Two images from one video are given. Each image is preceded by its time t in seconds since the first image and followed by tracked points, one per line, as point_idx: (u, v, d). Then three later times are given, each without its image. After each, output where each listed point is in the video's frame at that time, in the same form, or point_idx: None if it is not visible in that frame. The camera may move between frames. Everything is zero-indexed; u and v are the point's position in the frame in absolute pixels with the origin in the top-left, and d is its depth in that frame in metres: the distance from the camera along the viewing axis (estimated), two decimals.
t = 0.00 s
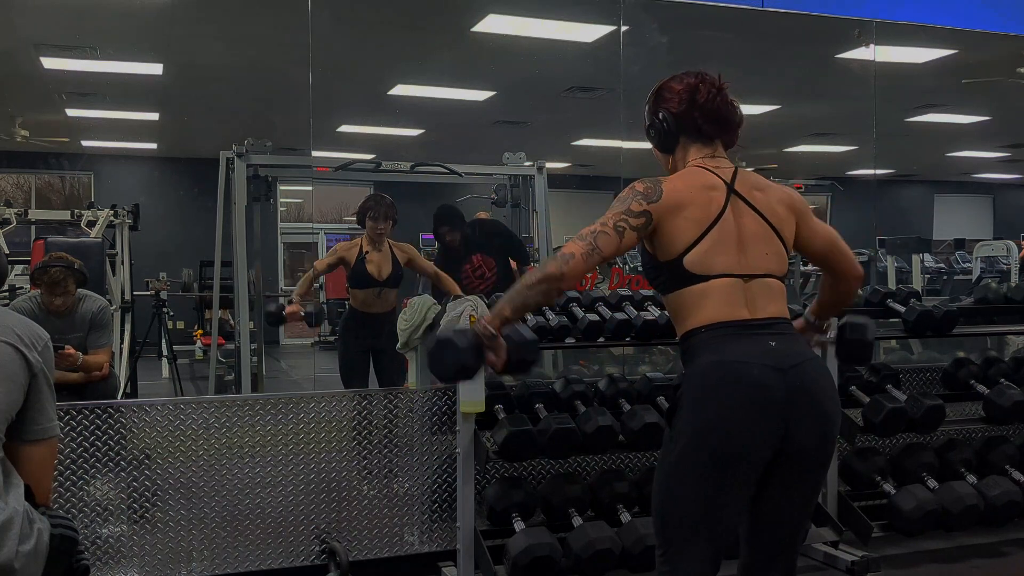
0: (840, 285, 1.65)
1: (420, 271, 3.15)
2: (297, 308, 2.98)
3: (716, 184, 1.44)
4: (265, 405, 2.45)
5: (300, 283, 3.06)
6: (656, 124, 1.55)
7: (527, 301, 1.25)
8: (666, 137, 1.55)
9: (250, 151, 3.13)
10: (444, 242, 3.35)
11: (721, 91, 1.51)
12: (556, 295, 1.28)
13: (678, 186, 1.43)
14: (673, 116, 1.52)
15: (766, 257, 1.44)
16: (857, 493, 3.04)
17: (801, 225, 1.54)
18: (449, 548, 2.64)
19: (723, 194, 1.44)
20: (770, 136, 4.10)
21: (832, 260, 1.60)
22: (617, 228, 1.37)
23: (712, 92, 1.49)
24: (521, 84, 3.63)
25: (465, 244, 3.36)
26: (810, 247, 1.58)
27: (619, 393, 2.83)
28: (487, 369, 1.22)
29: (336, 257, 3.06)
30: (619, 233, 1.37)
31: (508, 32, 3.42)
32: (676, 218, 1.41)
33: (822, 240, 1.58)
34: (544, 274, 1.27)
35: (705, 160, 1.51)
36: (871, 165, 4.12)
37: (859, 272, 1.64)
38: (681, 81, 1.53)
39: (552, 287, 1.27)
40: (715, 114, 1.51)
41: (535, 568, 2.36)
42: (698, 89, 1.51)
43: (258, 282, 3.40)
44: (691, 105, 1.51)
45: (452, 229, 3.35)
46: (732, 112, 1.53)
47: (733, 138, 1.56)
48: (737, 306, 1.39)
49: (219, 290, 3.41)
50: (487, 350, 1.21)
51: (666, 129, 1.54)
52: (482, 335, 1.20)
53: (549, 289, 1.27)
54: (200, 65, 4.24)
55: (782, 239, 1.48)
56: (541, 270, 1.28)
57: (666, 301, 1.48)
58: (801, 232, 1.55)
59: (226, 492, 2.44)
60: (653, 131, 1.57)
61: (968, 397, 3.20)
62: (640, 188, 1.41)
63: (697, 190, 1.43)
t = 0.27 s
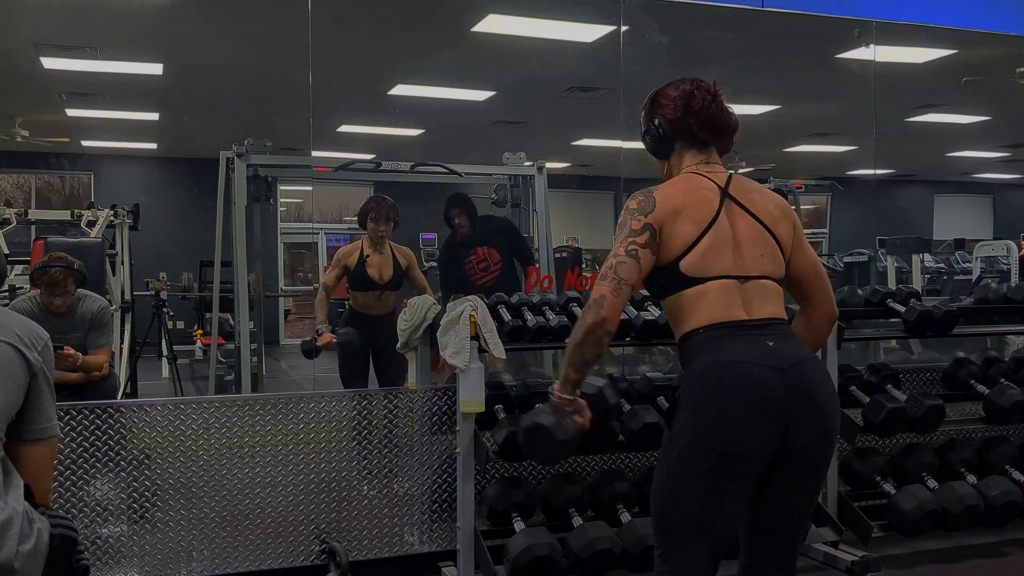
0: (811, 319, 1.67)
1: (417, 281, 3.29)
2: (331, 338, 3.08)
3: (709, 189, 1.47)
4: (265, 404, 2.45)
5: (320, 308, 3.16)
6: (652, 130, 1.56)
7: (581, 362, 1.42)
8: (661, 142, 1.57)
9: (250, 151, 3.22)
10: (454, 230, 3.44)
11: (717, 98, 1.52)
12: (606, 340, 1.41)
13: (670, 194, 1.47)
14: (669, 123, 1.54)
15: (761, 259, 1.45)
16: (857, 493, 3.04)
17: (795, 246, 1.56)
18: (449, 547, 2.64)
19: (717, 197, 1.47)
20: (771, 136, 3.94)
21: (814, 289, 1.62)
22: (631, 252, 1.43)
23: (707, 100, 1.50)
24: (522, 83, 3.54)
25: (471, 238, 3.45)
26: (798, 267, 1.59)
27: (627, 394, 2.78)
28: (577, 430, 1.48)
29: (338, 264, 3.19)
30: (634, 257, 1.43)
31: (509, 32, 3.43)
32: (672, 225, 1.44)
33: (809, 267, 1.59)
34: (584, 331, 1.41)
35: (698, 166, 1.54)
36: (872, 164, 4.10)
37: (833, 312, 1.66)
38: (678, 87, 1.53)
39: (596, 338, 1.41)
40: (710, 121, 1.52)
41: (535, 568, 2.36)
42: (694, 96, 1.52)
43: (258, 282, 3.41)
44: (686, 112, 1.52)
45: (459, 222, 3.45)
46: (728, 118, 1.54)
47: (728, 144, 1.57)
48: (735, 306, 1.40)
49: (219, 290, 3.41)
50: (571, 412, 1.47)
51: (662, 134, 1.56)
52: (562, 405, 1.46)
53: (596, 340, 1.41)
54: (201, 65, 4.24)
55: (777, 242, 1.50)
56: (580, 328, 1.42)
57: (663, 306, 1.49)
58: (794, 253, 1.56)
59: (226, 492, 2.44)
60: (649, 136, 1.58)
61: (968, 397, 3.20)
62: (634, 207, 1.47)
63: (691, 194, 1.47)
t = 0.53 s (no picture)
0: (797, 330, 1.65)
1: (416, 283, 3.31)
2: (353, 343, 3.06)
3: (706, 193, 1.48)
4: (265, 405, 2.45)
5: (331, 316, 3.15)
6: (647, 135, 1.57)
7: (618, 380, 1.45)
8: (657, 147, 1.57)
9: (250, 151, 3.25)
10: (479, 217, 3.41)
11: (711, 104, 1.53)
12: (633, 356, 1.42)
13: (668, 197, 1.47)
14: (664, 128, 1.54)
15: (760, 261, 1.46)
16: (857, 493, 3.04)
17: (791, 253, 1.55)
18: (449, 548, 2.64)
19: (715, 200, 1.47)
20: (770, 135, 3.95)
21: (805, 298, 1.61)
22: (637, 263, 1.42)
23: (702, 106, 1.51)
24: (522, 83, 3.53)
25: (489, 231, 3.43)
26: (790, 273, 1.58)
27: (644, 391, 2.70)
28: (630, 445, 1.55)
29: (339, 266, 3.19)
30: (641, 266, 1.42)
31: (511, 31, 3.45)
32: (671, 229, 1.44)
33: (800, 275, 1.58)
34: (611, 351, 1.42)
35: (693, 172, 1.54)
36: (871, 164, 4.11)
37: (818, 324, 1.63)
38: (672, 93, 1.54)
39: (625, 355, 1.42)
40: (704, 127, 1.52)
41: (535, 568, 2.36)
42: (689, 102, 1.52)
43: (258, 282, 3.41)
44: (681, 118, 1.52)
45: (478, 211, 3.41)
46: (723, 124, 1.54)
47: (722, 150, 1.57)
48: (734, 308, 1.40)
49: (219, 290, 3.42)
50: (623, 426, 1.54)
51: (657, 140, 1.56)
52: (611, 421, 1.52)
53: (625, 358, 1.42)
54: (201, 66, 4.25)
55: (775, 244, 1.50)
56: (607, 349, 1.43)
57: (662, 310, 1.49)
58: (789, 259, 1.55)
59: (226, 491, 2.44)
60: (644, 142, 1.59)
61: (968, 397, 3.20)
62: (632, 217, 1.46)
63: (688, 196, 1.47)
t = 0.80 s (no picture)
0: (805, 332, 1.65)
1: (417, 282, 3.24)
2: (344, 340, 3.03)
3: (710, 190, 1.47)
4: (265, 405, 2.45)
5: (326, 311, 3.14)
6: (652, 130, 1.56)
7: (597, 372, 1.41)
8: (661, 142, 1.56)
9: (250, 151, 3.24)
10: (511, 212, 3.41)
11: (717, 101, 1.52)
12: (619, 351, 1.41)
13: (671, 194, 1.47)
14: (670, 124, 1.53)
15: (761, 260, 1.46)
16: (857, 493, 3.04)
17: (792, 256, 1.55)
18: (449, 548, 2.64)
19: (719, 197, 1.47)
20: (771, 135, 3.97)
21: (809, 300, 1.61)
22: (636, 260, 1.42)
23: (709, 103, 1.50)
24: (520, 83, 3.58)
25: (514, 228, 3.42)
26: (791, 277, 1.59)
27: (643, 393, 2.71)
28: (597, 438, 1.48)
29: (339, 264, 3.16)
30: (639, 264, 1.42)
31: (510, 31, 3.44)
32: (673, 227, 1.43)
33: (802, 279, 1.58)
34: (599, 344, 1.40)
35: (698, 168, 1.54)
36: (872, 164, 4.13)
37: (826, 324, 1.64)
38: (679, 89, 1.54)
39: (610, 349, 1.40)
40: (710, 123, 1.52)
41: (535, 568, 2.36)
42: (695, 98, 1.52)
43: (258, 282, 3.41)
44: (687, 114, 1.52)
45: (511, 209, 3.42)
46: (728, 121, 1.54)
47: (727, 147, 1.57)
48: (735, 307, 1.40)
49: (218, 290, 3.42)
50: (592, 419, 1.47)
51: (662, 135, 1.55)
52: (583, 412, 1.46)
53: (609, 351, 1.40)
54: (201, 67, 4.25)
55: (778, 244, 1.50)
56: (595, 341, 1.40)
57: (664, 309, 1.49)
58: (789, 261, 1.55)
59: (226, 491, 2.44)
60: (648, 136, 1.58)
61: (968, 397, 3.20)
62: (634, 213, 1.45)
63: (693, 194, 1.47)
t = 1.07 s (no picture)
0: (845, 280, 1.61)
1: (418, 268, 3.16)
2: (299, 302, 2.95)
3: (719, 176, 1.43)
4: (265, 405, 2.45)
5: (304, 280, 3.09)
6: (659, 117, 1.55)
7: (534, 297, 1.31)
8: (669, 128, 1.55)
9: (250, 151, 3.20)
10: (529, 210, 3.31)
11: (724, 77, 1.51)
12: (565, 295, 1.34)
13: (680, 176, 1.43)
14: (676, 108, 1.53)
15: (763, 254, 1.44)
16: (856, 493, 3.04)
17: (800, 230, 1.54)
18: (449, 548, 2.64)
19: (727, 185, 1.43)
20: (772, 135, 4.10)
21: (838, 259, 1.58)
22: (627, 225, 1.38)
23: (715, 79, 1.50)
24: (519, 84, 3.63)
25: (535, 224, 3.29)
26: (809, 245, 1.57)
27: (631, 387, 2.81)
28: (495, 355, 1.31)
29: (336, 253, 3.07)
30: (629, 231, 1.38)
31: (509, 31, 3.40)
32: (677, 211, 1.41)
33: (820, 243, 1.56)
34: (554, 275, 1.31)
35: (710, 147, 1.52)
36: (871, 164, 4.14)
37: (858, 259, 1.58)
38: (683, 74, 1.53)
39: (560, 288, 1.33)
40: (718, 102, 1.51)
41: (535, 568, 2.36)
42: (701, 78, 1.51)
43: (258, 282, 3.41)
44: (694, 95, 1.51)
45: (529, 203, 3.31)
46: (736, 98, 1.53)
47: (737, 126, 1.56)
48: (730, 304, 1.39)
49: (218, 290, 3.42)
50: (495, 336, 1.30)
51: (669, 121, 1.55)
52: (490, 321, 1.29)
53: (558, 288, 1.32)
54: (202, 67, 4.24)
55: (782, 235, 1.48)
56: (551, 270, 1.32)
57: (663, 292, 1.48)
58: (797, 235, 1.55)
59: (226, 491, 2.44)
60: (656, 124, 1.57)
61: (968, 397, 3.20)
62: (644, 179, 1.41)
63: (702, 180, 1.42)
